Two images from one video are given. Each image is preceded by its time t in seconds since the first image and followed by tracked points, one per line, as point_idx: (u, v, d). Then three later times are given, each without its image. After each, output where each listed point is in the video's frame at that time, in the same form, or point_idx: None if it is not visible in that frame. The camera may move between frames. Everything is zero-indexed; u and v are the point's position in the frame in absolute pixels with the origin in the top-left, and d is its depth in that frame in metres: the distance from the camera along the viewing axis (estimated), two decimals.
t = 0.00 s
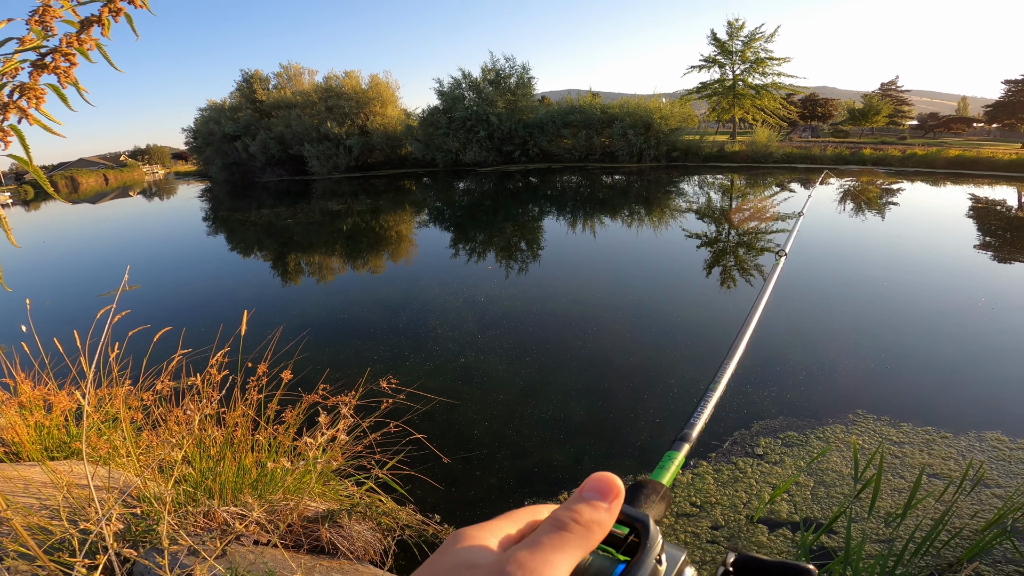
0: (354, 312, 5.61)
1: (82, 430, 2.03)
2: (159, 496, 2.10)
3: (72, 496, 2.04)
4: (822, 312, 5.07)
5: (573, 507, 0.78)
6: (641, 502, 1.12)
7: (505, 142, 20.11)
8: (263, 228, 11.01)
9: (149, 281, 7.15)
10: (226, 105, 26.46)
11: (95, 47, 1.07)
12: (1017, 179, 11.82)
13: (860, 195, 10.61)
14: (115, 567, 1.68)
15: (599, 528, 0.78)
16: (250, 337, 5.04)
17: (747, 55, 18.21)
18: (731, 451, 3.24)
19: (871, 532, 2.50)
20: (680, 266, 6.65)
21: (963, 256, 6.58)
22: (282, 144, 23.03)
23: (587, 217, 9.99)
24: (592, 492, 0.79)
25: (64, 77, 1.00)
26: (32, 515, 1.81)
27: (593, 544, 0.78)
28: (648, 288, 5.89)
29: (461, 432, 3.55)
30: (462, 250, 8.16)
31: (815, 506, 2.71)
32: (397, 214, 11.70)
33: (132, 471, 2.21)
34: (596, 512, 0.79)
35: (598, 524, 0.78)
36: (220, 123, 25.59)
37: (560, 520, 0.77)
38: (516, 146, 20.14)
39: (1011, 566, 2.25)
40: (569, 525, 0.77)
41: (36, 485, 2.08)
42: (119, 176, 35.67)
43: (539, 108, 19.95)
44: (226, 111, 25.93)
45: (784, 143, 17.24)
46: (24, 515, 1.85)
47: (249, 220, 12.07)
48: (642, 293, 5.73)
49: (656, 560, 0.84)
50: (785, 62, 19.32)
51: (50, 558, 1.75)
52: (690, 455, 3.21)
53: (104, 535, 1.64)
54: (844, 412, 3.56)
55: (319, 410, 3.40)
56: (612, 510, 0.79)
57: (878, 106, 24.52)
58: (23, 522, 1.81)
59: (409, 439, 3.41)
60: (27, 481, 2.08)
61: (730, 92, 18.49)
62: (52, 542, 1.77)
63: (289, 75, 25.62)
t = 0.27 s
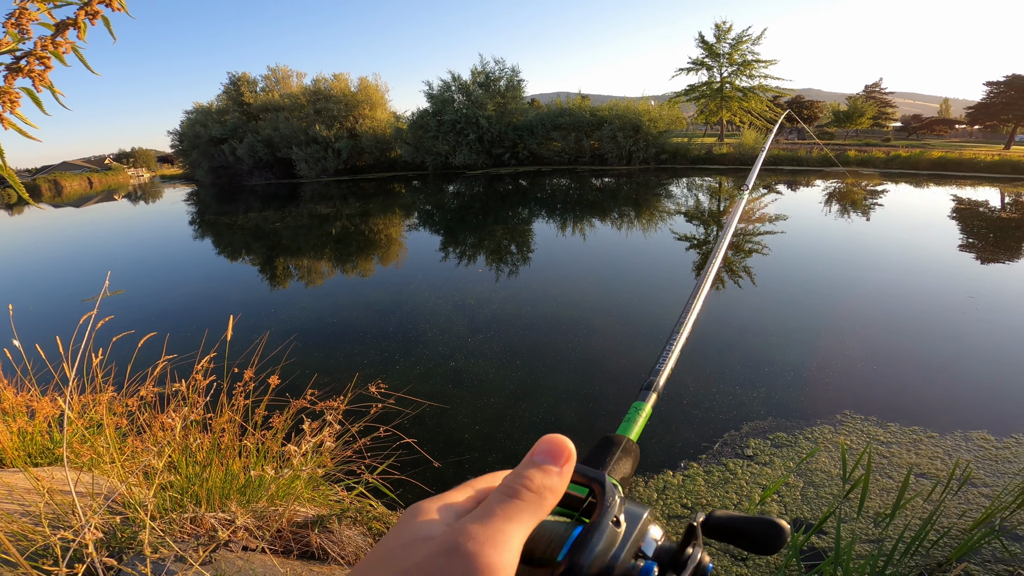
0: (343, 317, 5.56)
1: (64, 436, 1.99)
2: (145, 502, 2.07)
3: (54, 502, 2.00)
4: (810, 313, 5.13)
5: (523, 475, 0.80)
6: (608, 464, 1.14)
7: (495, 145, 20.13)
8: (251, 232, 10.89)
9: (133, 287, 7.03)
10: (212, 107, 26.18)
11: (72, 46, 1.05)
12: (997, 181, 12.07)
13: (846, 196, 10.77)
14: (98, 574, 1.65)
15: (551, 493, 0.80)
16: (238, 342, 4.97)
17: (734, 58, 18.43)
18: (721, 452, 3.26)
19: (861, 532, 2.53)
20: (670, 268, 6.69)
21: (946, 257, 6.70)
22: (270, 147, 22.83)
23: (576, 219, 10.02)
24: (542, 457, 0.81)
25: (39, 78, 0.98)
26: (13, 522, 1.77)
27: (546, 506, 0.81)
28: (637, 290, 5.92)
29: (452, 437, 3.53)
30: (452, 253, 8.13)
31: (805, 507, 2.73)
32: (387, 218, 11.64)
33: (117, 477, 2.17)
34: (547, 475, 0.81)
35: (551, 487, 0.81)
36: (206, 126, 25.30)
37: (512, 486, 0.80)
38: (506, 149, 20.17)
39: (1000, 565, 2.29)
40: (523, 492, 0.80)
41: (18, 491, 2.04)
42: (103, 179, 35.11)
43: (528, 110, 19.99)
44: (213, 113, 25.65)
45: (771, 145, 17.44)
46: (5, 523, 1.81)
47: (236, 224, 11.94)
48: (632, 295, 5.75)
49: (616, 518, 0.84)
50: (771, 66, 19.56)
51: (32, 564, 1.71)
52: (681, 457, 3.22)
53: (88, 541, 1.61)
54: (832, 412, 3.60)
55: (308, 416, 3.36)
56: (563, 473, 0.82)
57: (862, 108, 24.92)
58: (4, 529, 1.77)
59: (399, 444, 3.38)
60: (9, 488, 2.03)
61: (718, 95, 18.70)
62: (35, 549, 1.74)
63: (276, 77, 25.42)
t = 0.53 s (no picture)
0: (342, 316, 5.56)
1: (60, 435, 1.99)
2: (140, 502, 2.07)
3: (50, 501, 2.00)
4: (810, 315, 5.13)
5: (460, 436, 0.81)
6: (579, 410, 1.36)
7: (495, 145, 20.11)
8: (250, 231, 10.89)
9: (131, 285, 7.03)
10: (212, 106, 26.15)
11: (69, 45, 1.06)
12: (997, 183, 12.06)
13: (845, 198, 10.77)
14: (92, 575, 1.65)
15: (489, 446, 0.82)
16: (236, 342, 4.97)
17: (735, 59, 18.43)
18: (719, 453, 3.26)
19: (858, 534, 2.53)
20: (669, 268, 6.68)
21: (945, 259, 6.70)
22: (270, 146, 22.81)
23: (576, 220, 10.01)
24: (478, 411, 0.82)
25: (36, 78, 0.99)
26: (7, 523, 1.77)
27: (484, 465, 0.82)
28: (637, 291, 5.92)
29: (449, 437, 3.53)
30: (452, 253, 8.13)
31: (804, 508, 2.73)
32: (386, 217, 11.63)
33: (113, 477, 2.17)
34: (483, 428, 0.82)
35: (487, 442, 0.82)
36: (206, 125, 25.29)
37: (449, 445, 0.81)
38: (506, 149, 20.15)
39: (999, 568, 2.28)
40: (458, 449, 0.81)
41: (13, 490, 2.04)
42: (103, 178, 35.11)
43: (528, 111, 19.98)
44: (212, 112, 25.63)
45: (771, 146, 17.44)
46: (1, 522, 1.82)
47: (236, 224, 11.93)
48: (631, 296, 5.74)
49: (570, 476, 0.85)
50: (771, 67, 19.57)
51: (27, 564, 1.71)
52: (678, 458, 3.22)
53: (81, 543, 1.61)
54: (830, 413, 3.60)
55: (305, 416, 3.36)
56: (499, 427, 0.83)
57: (862, 110, 24.92)
58: None
59: (397, 443, 3.38)
60: (5, 487, 2.04)
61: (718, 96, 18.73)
62: (30, 549, 1.74)
63: (277, 76, 25.41)
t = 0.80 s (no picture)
0: (342, 315, 5.56)
1: (58, 433, 1.99)
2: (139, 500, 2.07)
3: (49, 499, 2.00)
4: (810, 316, 5.13)
5: (396, 423, 0.88)
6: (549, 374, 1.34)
7: (496, 144, 20.10)
8: (250, 229, 10.88)
9: (131, 283, 7.04)
10: (213, 104, 26.13)
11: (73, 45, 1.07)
12: (998, 184, 12.05)
13: (846, 199, 10.76)
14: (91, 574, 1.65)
15: (434, 427, 0.89)
16: (235, 340, 4.97)
17: (736, 59, 18.41)
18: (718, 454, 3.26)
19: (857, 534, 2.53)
20: (669, 269, 6.68)
21: (945, 260, 6.70)
22: (271, 144, 22.81)
23: (576, 220, 10.01)
24: (420, 394, 0.90)
25: (35, 74, 1.00)
26: (5, 520, 1.77)
27: (427, 448, 0.90)
28: (636, 291, 5.91)
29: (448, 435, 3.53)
30: (452, 252, 8.12)
31: (803, 509, 2.73)
32: (387, 216, 11.63)
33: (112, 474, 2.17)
34: (425, 410, 0.90)
35: (428, 426, 0.89)
36: (207, 123, 25.29)
37: (386, 433, 0.88)
38: (507, 148, 20.14)
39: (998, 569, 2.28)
40: (398, 437, 0.88)
41: (12, 488, 2.04)
42: (104, 175, 35.07)
43: (529, 110, 19.98)
44: (213, 110, 25.62)
45: (772, 147, 17.41)
46: None
47: (236, 221, 11.92)
48: (631, 297, 5.74)
49: (528, 460, 0.86)
50: (772, 67, 19.55)
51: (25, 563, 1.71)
52: (678, 458, 3.22)
53: (79, 542, 1.60)
54: (829, 414, 3.60)
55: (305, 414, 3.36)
56: (442, 410, 0.90)
57: (864, 110, 24.89)
58: None
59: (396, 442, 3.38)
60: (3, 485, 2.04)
61: (719, 96, 18.74)
62: (28, 548, 1.74)
63: (278, 74, 25.39)
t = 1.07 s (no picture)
0: (340, 314, 5.56)
1: (55, 432, 1.98)
2: (134, 499, 2.06)
3: (44, 499, 1.99)
4: (808, 318, 5.13)
5: (354, 403, 0.91)
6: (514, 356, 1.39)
7: (496, 145, 20.12)
8: (249, 229, 10.88)
9: (130, 282, 7.02)
10: (213, 103, 26.08)
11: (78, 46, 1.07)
12: (996, 188, 12.09)
13: (844, 202, 10.79)
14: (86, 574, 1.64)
15: (389, 406, 0.93)
16: (234, 339, 4.96)
17: (736, 61, 18.44)
18: (716, 456, 3.27)
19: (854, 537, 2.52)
20: (668, 271, 6.67)
21: (943, 263, 6.72)
22: (270, 143, 22.80)
23: (576, 221, 10.01)
24: (377, 373, 0.95)
25: (38, 74, 1.00)
26: (1, 519, 1.77)
27: (383, 427, 0.93)
28: (635, 293, 5.92)
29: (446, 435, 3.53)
30: (451, 252, 8.13)
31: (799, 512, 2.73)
32: (386, 216, 11.63)
33: (107, 474, 2.16)
34: (383, 389, 0.94)
35: (384, 406, 0.93)
36: (207, 122, 25.27)
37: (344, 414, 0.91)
38: (507, 149, 20.17)
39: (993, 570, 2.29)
40: (354, 418, 0.91)
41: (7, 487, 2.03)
42: (102, 173, 35.04)
43: (529, 111, 20.00)
44: (213, 109, 25.59)
45: (771, 149, 17.44)
46: None
47: (235, 221, 11.91)
48: (630, 298, 5.74)
49: (486, 438, 0.87)
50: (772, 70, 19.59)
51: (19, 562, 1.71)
52: (675, 460, 3.22)
53: (76, 541, 1.60)
54: (827, 417, 3.60)
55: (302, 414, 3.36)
56: (398, 390, 0.95)
57: (863, 113, 24.94)
58: None
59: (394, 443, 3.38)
60: None
61: (719, 98, 18.79)
62: (22, 546, 1.73)
63: (278, 73, 25.37)
